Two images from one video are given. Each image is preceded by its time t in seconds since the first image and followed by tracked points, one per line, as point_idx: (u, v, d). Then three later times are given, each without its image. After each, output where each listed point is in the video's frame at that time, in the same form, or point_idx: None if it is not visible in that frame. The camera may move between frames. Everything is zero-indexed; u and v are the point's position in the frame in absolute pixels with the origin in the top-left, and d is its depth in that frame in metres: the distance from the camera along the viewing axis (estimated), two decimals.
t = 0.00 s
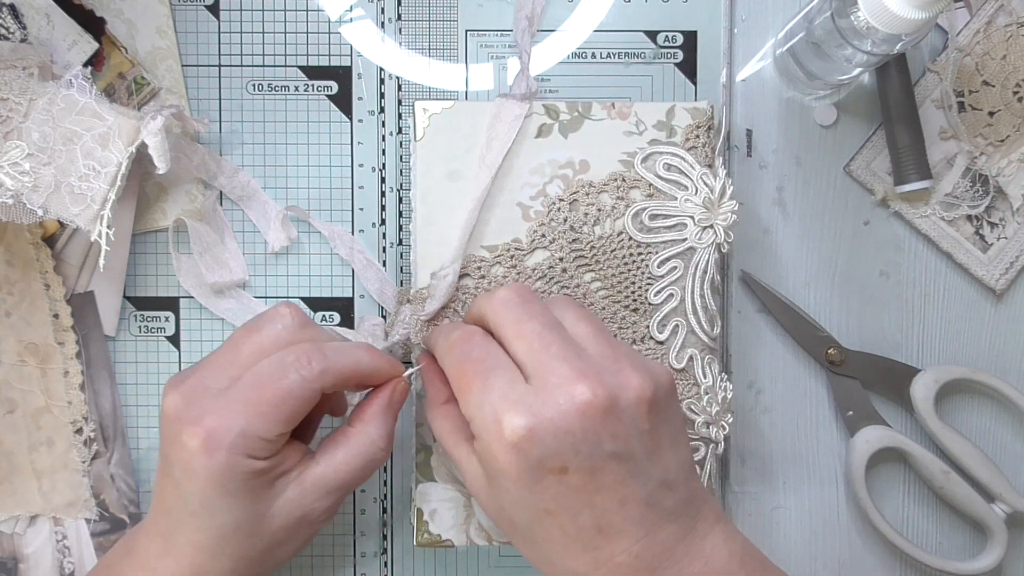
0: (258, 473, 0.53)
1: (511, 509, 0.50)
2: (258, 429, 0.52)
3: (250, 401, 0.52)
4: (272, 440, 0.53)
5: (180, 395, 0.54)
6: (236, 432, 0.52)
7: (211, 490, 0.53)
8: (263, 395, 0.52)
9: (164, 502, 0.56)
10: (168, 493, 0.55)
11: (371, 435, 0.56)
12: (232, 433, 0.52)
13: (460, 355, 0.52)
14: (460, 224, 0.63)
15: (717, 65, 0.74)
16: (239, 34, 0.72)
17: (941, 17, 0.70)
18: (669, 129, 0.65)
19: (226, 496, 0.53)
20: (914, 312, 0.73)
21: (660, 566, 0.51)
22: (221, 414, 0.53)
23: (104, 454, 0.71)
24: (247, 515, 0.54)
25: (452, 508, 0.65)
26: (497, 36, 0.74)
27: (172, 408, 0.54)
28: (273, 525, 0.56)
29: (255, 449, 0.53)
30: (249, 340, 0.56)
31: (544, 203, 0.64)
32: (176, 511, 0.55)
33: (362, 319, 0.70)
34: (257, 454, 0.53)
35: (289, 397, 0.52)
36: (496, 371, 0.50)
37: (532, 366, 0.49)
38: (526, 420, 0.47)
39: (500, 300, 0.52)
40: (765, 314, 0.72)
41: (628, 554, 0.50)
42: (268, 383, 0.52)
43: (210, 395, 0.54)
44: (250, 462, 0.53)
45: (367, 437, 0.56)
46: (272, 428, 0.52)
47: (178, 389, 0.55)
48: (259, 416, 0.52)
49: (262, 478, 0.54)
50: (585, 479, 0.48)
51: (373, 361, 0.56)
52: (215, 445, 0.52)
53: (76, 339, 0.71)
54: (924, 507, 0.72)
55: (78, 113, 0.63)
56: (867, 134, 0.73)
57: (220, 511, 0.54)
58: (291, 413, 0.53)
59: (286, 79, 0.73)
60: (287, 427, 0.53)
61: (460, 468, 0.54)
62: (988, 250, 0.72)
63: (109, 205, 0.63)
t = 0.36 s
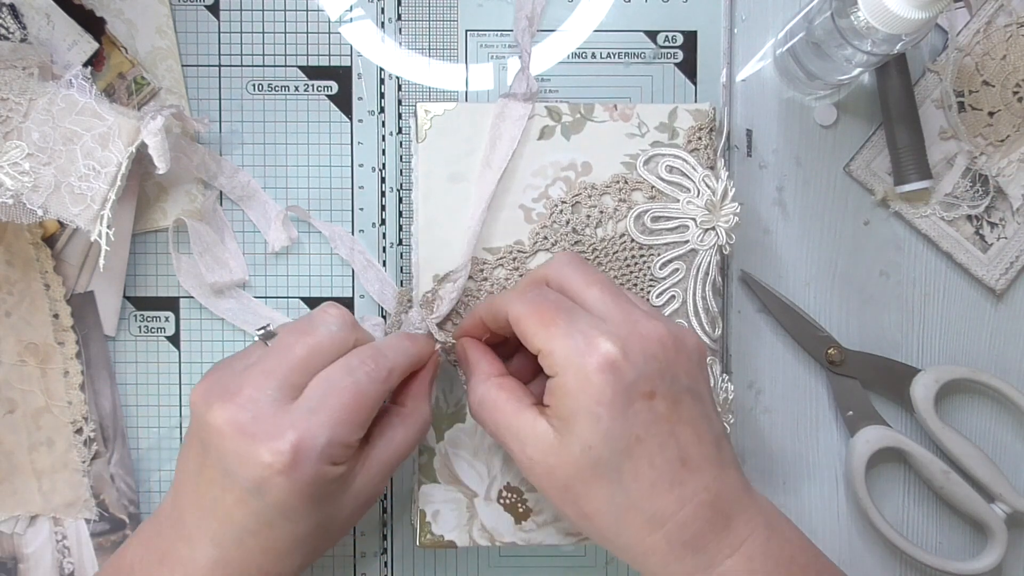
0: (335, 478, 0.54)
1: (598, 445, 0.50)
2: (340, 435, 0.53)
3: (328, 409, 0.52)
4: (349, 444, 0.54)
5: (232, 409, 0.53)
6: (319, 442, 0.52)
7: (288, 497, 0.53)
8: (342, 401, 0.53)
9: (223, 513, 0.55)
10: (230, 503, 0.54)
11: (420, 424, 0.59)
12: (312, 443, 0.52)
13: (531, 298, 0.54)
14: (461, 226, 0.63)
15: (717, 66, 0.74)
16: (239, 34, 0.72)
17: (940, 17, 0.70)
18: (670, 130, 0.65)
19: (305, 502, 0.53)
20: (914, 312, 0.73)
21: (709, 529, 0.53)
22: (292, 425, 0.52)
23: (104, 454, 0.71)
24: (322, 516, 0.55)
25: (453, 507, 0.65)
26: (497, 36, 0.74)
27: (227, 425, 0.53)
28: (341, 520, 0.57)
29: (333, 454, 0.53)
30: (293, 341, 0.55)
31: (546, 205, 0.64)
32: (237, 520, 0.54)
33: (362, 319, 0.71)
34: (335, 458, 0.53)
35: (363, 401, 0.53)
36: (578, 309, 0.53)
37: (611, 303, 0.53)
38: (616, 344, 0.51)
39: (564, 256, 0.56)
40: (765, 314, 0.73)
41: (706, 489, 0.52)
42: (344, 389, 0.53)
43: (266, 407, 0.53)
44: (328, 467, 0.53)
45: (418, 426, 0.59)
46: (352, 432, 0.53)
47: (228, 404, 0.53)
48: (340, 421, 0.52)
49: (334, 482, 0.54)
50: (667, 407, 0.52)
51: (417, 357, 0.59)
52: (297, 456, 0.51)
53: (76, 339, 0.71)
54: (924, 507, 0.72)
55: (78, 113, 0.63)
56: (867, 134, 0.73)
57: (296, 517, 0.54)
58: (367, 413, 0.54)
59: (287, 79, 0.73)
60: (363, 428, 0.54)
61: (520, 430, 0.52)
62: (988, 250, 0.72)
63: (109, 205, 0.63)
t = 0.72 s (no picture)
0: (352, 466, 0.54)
1: (594, 443, 0.50)
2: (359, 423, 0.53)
3: (347, 398, 0.53)
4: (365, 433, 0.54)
5: (248, 399, 0.53)
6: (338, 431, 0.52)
7: (304, 487, 0.53)
8: (361, 390, 0.53)
9: (236, 506, 0.55)
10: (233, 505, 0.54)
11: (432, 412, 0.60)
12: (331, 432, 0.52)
13: (524, 295, 0.54)
14: (460, 225, 0.64)
15: (717, 65, 0.74)
16: (239, 34, 0.72)
17: (940, 17, 0.70)
18: (668, 130, 0.65)
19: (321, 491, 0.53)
20: (914, 312, 0.73)
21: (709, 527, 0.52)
22: (309, 413, 0.52)
23: (104, 454, 0.71)
24: (337, 505, 0.55)
25: (452, 506, 0.65)
26: (497, 36, 0.74)
27: (243, 415, 0.53)
28: (354, 510, 0.57)
29: (351, 443, 0.53)
30: (307, 333, 0.55)
31: (544, 204, 0.64)
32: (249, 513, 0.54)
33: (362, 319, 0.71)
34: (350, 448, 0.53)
35: (381, 388, 0.54)
36: (572, 306, 0.53)
37: (604, 299, 0.53)
38: (609, 341, 0.51)
39: (557, 253, 0.56)
40: (765, 314, 0.73)
41: (706, 485, 0.52)
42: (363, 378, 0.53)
43: (282, 395, 0.53)
44: (346, 457, 0.53)
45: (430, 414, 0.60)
46: (368, 420, 0.53)
47: (244, 395, 0.54)
48: (358, 409, 0.53)
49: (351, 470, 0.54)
50: (664, 403, 0.51)
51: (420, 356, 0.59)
52: (315, 445, 0.51)
53: (76, 339, 0.71)
54: (924, 507, 0.72)
55: (78, 113, 0.63)
56: (867, 134, 0.73)
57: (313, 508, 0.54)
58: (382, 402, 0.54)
59: (287, 79, 0.73)
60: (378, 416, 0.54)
61: (517, 430, 0.53)
62: (988, 250, 0.72)
63: (109, 205, 0.63)
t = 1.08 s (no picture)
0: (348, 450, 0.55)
1: (598, 457, 0.50)
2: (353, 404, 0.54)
3: (342, 380, 0.54)
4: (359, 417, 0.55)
5: (243, 382, 0.53)
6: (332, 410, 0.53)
7: (298, 467, 0.53)
8: (356, 373, 0.54)
9: (234, 493, 0.55)
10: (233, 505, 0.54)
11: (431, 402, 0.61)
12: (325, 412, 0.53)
13: (521, 319, 0.54)
14: (458, 224, 0.64)
15: (717, 65, 0.74)
16: (239, 34, 0.72)
17: (940, 17, 0.70)
18: (667, 130, 0.65)
19: (315, 472, 0.53)
20: (914, 312, 0.73)
21: (711, 534, 0.53)
22: (302, 394, 0.53)
23: (103, 454, 0.71)
24: (331, 490, 0.55)
25: (451, 505, 0.65)
26: (497, 36, 0.74)
27: (236, 400, 0.53)
28: (350, 500, 0.57)
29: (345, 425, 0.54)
30: (303, 320, 0.57)
31: (542, 203, 0.64)
32: (255, 503, 0.54)
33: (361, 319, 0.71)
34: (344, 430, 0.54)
35: (374, 371, 0.55)
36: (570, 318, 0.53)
37: (601, 309, 0.52)
38: (609, 355, 0.50)
39: (552, 256, 0.55)
40: (765, 314, 0.73)
41: (711, 492, 0.52)
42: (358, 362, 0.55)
43: (276, 377, 0.53)
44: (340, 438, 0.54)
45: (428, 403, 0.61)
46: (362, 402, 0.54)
47: (237, 379, 0.54)
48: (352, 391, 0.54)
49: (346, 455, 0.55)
50: (667, 413, 0.51)
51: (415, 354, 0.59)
52: (308, 425, 0.52)
53: (76, 339, 0.71)
54: (924, 507, 0.72)
55: (78, 113, 0.63)
56: (867, 134, 0.73)
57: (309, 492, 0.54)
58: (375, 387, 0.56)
59: (286, 79, 0.73)
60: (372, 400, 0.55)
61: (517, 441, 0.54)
62: (988, 250, 0.72)
63: (109, 205, 0.63)
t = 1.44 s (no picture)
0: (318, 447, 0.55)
1: (554, 475, 0.51)
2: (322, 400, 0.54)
3: (312, 376, 0.54)
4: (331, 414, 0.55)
5: (223, 378, 0.55)
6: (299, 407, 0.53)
7: (273, 461, 0.53)
8: (327, 369, 0.54)
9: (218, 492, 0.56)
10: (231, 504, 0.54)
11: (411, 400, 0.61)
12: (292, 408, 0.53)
13: (488, 340, 0.53)
14: (458, 225, 0.64)
15: (717, 65, 0.74)
16: (239, 34, 0.72)
17: (940, 17, 0.70)
18: (667, 130, 0.65)
19: (288, 468, 0.54)
20: (914, 312, 0.73)
21: (688, 543, 0.53)
22: (272, 389, 0.53)
23: (104, 454, 0.71)
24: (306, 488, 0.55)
25: (451, 505, 0.65)
26: (497, 36, 0.74)
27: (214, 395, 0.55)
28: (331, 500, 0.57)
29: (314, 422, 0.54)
30: (282, 319, 0.57)
31: (542, 204, 0.64)
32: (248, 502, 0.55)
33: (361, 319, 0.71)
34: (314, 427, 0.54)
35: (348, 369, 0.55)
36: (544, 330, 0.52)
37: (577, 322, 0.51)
38: (572, 380, 0.49)
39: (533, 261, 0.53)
40: (765, 314, 0.73)
41: (669, 511, 0.52)
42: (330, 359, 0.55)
43: (252, 373, 0.55)
44: (308, 435, 0.54)
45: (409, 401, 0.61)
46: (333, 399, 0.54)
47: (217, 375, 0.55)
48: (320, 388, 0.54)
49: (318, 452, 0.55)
50: (639, 428, 0.50)
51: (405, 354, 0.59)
52: (274, 420, 0.53)
53: (76, 339, 0.71)
54: (924, 507, 0.72)
55: (78, 113, 0.63)
56: (867, 134, 0.73)
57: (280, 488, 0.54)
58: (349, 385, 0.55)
59: (286, 79, 0.73)
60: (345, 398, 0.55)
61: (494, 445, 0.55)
62: (988, 249, 0.72)
63: (109, 205, 0.63)
